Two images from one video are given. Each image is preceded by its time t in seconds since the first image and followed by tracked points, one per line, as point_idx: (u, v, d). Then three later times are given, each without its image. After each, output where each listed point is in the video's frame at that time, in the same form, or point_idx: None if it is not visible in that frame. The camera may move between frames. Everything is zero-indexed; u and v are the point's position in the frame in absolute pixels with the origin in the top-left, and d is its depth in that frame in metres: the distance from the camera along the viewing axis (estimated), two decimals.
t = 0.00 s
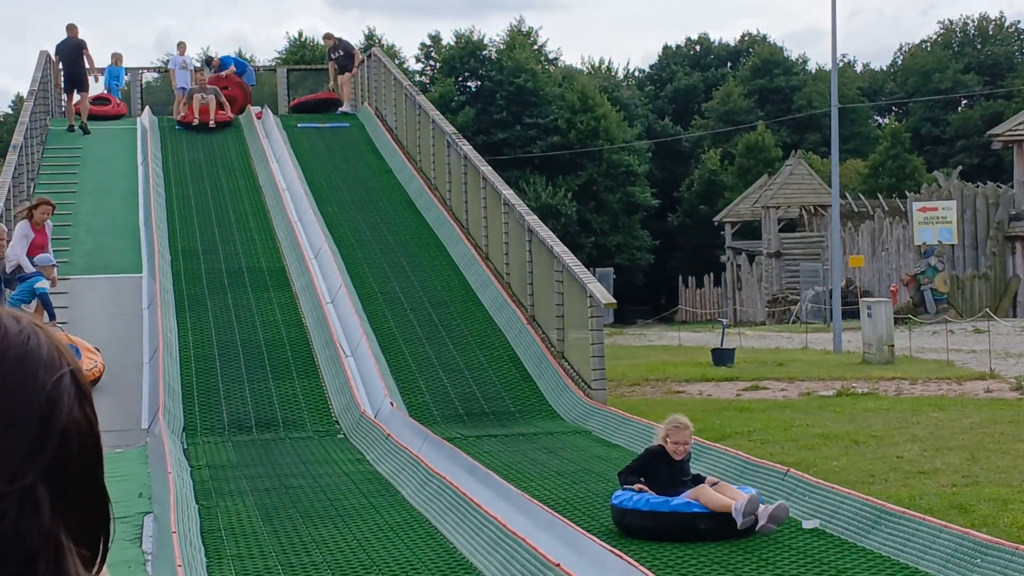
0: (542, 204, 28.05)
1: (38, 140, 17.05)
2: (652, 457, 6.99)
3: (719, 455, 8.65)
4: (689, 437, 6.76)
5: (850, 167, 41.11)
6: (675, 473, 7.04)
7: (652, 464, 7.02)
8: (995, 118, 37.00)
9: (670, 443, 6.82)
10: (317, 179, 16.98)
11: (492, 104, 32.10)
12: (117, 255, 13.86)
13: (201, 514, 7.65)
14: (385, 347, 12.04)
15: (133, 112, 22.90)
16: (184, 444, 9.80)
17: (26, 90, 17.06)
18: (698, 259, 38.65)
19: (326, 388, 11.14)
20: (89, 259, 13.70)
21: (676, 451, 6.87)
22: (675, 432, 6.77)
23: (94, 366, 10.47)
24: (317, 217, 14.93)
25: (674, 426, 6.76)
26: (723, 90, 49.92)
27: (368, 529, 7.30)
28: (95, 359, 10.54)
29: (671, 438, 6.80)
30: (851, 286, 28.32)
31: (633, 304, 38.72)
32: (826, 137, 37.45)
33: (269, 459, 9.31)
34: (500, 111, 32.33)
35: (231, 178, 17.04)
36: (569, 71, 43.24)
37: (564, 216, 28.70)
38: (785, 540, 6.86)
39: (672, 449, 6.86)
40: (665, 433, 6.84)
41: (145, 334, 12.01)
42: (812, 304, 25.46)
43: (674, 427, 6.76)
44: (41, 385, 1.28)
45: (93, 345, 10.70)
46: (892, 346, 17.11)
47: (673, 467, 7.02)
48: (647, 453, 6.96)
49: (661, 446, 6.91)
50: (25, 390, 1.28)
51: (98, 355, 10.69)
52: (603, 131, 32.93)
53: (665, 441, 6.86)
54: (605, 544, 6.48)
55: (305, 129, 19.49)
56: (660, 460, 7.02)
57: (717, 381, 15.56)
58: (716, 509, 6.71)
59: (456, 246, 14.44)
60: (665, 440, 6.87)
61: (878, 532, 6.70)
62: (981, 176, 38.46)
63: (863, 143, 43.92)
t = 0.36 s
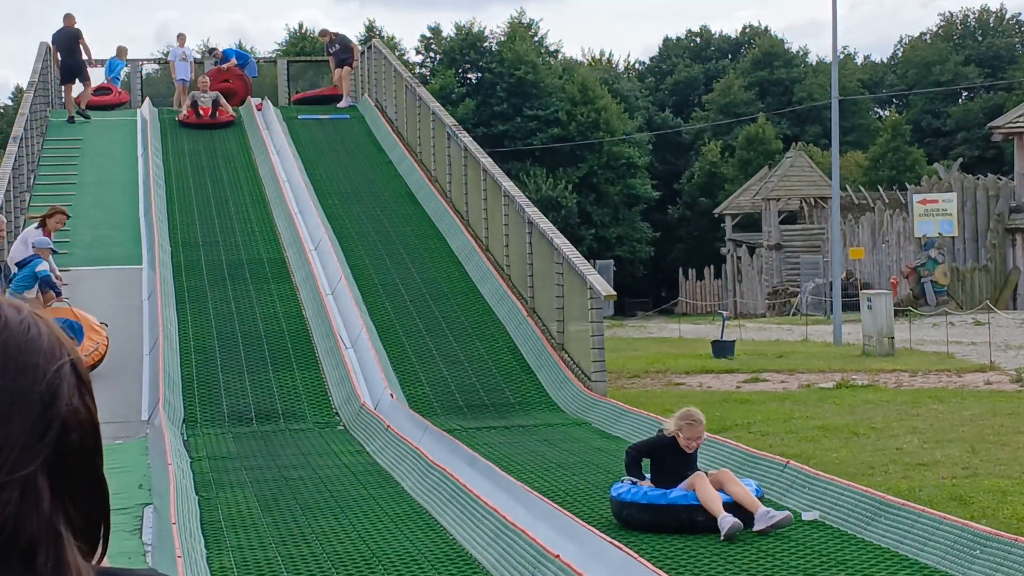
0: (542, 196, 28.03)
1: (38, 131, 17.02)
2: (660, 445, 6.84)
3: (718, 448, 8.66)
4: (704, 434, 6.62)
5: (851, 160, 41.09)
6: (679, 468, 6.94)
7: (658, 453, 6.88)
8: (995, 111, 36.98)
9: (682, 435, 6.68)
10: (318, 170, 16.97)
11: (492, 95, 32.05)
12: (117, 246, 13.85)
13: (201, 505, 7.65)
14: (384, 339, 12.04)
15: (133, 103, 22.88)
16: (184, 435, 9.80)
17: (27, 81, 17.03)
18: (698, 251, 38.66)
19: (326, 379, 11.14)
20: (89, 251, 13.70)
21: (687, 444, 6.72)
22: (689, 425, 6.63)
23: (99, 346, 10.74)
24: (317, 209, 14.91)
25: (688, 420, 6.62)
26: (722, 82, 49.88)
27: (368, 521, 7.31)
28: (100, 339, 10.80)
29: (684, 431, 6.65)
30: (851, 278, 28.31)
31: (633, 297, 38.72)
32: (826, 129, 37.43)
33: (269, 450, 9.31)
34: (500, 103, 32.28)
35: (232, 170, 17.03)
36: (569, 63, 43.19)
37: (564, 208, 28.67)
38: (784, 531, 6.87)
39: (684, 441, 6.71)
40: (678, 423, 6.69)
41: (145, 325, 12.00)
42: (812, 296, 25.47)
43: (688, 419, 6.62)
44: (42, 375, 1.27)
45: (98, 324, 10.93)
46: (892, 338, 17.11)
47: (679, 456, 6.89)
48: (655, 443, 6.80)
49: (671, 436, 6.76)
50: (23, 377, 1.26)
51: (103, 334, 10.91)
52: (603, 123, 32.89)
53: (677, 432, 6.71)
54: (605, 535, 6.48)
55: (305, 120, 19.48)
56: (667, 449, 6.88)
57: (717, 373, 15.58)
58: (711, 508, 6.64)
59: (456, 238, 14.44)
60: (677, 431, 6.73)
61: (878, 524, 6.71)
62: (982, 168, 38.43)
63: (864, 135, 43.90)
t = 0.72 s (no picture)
0: (543, 192, 28.01)
1: (38, 127, 17.01)
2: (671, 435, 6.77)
3: (719, 445, 8.65)
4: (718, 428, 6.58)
5: (852, 156, 41.08)
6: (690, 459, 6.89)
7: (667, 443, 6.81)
8: (996, 107, 36.96)
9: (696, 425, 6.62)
10: (318, 166, 16.96)
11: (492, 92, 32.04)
12: (118, 242, 13.85)
13: (201, 500, 7.66)
14: (385, 335, 12.03)
15: (134, 100, 22.87)
16: (185, 431, 9.80)
17: (28, 77, 17.03)
18: (699, 247, 38.64)
19: (327, 375, 11.14)
20: (90, 247, 13.70)
21: (701, 436, 6.67)
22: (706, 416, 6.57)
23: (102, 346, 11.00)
24: (317, 205, 14.90)
25: (706, 413, 6.56)
26: (724, 78, 49.85)
27: (368, 516, 7.31)
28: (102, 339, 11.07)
29: (700, 422, 6.60)
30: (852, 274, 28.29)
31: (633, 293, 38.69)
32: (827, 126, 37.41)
33: (269, 446, 9.31)
34: (501, 99, 32.24)
35: (232, 166, 17.02)
36: (570, 59, 43.18)
37: (565, 204, 28.63)
38: (785, 527, 6.87)
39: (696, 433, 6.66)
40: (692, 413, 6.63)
41: (146, 321, 12.00)
42: (813, 293, 25.46)
43: (705, 411, 6.56)
44: (40, 368, 1.27)
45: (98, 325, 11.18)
46: (892, 335, 17.10)
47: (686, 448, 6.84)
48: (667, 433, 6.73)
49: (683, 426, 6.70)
50: (23, 375, 1.26)
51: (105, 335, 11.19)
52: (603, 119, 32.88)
53: (693, 424, 6.66)
54: (606, 531, 6.48)
55: (305, 117, 19.47)
56: (679, 441, 6.83)
57: (718, 369, 15.56)
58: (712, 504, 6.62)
59: (457, 234, 14.43)
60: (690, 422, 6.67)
61: (878, 520, 6.71)
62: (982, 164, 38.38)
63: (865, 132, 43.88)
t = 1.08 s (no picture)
0: (549, 190, 28.00)
1: (45, 124, 17.04)
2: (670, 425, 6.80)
3: (726, 442, 8.63)
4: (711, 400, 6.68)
5: (858, 153, 41.04)
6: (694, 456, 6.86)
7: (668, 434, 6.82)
8: (1003, 105, 36.90)
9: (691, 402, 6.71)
10: (325, 164, 16.96)
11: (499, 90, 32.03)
12: (124, 239, 13.86)
13: (209, 498, 7.67)
14: (391, 333, 12.04)
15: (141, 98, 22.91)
16: (192, 429, 9.81)
17: (35, 75, 17.05)
18: (706, 245, 38.61)
19: (334, 373, 11.14)
20: (97, 244, 13.71)
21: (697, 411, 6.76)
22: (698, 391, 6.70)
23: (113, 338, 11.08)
24: (324, 203, 14.90)
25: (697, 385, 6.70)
26: (730, 75, 49.82)
27: (375, 514, 7.32)
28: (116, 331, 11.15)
29: (692, 395, 6.71)
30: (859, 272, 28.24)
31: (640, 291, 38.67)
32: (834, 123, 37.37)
33: (277, 444, 9.32)
34: (507, 97, 32.22)
35: (239, 164, 17.04)
36: (576, 56, 43.15)
37: (571, 202, 28.61)
38: (793, 525, 6.85)
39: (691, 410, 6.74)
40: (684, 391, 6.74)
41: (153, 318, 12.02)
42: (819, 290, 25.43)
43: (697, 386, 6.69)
44: (55, 364, 1.26)
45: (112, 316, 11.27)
46: (899, 332, 17.07)
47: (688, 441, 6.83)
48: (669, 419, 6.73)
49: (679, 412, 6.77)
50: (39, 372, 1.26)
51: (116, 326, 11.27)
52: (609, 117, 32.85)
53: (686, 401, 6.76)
54: (613, 529, 6.48)
55: (312, 114, 19.48)
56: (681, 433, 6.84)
57: (725, 367, 15.55)
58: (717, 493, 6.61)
59: (464, 232, 14.43)
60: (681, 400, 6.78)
61: (886, 517, 6.69)
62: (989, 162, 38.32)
63: (872, 129, 43.83)
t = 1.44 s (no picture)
0: (555, 186, 27.97)
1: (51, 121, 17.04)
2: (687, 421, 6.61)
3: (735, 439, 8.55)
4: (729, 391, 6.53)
5: (864, 150, 40.96)
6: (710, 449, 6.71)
7: (686, 430, 6.63)
8: (1009, 101, 36.82)
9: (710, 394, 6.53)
10: (330, 160, 16.96)
11: (504, 86, 32.00)
12: (131, 236, 13.87)
13: (216, 494, 7.67)
14: (398, 329, 12.03)
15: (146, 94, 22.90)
16: (198, 425, 9.82)
17: (42, 72, 17.06)
18: (711, 241, 38.56)
19: (340, 370, 11.14)
20: (103, 241, 13.71)
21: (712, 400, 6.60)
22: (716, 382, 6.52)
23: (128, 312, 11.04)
24: (330, 200, 14.89)
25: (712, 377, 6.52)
26: (735, 72, 49.75)
27: (381, 510, 7.32)
28: (131, 303, 11.07)
29: (711, 388, 6.54)
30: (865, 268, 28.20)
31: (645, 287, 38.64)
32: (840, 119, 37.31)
33: (283, 440, 9.33)
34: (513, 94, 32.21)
35: (245, 161, 17.04)
36: (582, 53, 43.11)
37: (577, 198, 28.56)
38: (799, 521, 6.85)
39: (708, 401, 6.57)
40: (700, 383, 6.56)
41: (160, 314, 12.04)
42: (825, 287, 25.38)
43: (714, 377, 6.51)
44: (68, 359, 1.26)
45: (131, 284, 11.17)
46: (905, 328, 17.05)
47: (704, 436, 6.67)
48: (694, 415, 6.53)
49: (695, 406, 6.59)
50: (52, 366, 1.26)
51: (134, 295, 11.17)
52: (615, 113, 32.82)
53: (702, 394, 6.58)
54: (620, 525, 6.47)
55: (318, 111, 19.49)
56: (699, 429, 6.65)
57: (731, 364, 15.53)
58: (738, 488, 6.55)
59: (470, 229, 14.42)
60: (696, 393, 6.60)
61: (893, 513, 6.69)
62: (995, 158, 38.24)
63: (878, 126, 43.76)
